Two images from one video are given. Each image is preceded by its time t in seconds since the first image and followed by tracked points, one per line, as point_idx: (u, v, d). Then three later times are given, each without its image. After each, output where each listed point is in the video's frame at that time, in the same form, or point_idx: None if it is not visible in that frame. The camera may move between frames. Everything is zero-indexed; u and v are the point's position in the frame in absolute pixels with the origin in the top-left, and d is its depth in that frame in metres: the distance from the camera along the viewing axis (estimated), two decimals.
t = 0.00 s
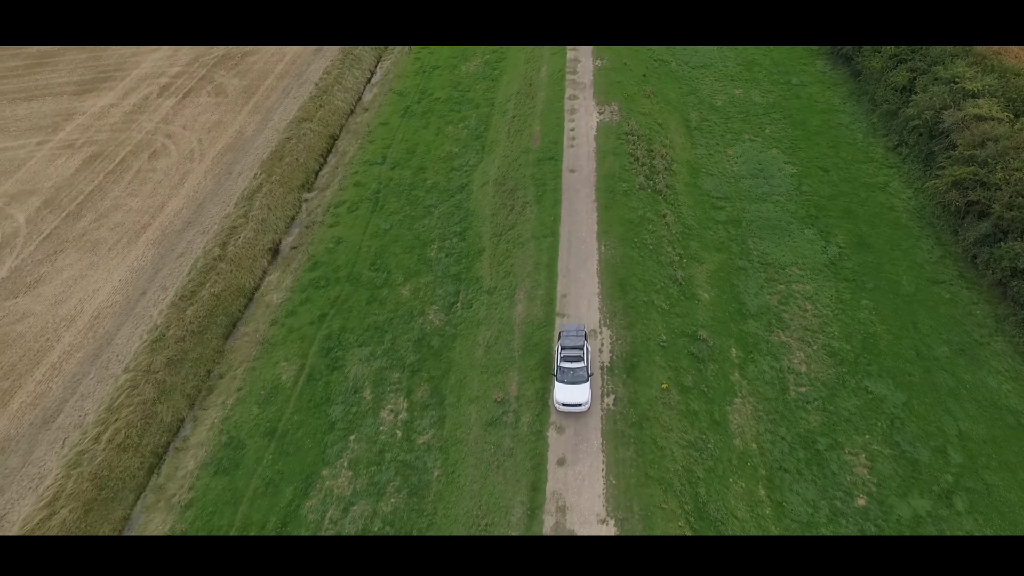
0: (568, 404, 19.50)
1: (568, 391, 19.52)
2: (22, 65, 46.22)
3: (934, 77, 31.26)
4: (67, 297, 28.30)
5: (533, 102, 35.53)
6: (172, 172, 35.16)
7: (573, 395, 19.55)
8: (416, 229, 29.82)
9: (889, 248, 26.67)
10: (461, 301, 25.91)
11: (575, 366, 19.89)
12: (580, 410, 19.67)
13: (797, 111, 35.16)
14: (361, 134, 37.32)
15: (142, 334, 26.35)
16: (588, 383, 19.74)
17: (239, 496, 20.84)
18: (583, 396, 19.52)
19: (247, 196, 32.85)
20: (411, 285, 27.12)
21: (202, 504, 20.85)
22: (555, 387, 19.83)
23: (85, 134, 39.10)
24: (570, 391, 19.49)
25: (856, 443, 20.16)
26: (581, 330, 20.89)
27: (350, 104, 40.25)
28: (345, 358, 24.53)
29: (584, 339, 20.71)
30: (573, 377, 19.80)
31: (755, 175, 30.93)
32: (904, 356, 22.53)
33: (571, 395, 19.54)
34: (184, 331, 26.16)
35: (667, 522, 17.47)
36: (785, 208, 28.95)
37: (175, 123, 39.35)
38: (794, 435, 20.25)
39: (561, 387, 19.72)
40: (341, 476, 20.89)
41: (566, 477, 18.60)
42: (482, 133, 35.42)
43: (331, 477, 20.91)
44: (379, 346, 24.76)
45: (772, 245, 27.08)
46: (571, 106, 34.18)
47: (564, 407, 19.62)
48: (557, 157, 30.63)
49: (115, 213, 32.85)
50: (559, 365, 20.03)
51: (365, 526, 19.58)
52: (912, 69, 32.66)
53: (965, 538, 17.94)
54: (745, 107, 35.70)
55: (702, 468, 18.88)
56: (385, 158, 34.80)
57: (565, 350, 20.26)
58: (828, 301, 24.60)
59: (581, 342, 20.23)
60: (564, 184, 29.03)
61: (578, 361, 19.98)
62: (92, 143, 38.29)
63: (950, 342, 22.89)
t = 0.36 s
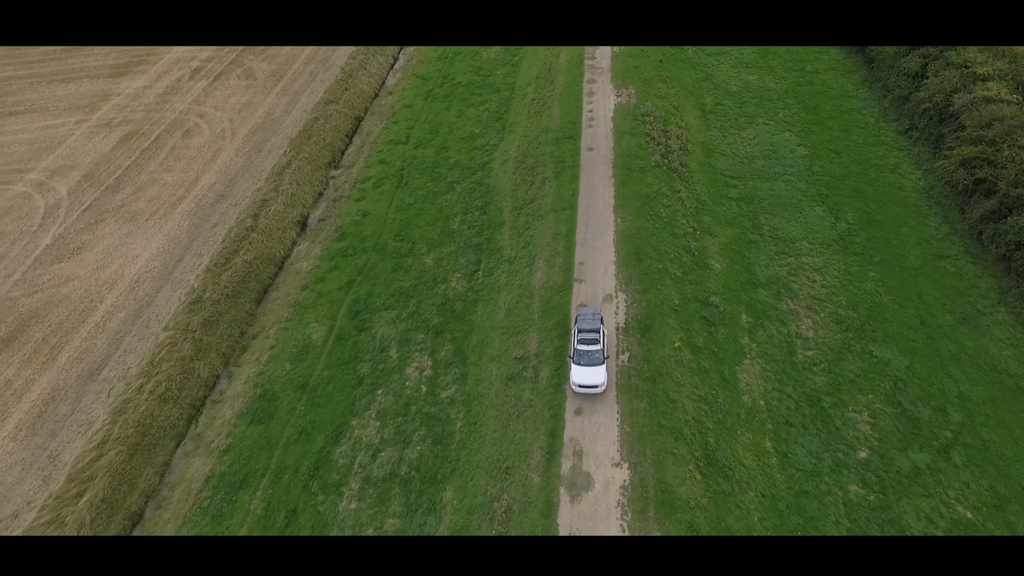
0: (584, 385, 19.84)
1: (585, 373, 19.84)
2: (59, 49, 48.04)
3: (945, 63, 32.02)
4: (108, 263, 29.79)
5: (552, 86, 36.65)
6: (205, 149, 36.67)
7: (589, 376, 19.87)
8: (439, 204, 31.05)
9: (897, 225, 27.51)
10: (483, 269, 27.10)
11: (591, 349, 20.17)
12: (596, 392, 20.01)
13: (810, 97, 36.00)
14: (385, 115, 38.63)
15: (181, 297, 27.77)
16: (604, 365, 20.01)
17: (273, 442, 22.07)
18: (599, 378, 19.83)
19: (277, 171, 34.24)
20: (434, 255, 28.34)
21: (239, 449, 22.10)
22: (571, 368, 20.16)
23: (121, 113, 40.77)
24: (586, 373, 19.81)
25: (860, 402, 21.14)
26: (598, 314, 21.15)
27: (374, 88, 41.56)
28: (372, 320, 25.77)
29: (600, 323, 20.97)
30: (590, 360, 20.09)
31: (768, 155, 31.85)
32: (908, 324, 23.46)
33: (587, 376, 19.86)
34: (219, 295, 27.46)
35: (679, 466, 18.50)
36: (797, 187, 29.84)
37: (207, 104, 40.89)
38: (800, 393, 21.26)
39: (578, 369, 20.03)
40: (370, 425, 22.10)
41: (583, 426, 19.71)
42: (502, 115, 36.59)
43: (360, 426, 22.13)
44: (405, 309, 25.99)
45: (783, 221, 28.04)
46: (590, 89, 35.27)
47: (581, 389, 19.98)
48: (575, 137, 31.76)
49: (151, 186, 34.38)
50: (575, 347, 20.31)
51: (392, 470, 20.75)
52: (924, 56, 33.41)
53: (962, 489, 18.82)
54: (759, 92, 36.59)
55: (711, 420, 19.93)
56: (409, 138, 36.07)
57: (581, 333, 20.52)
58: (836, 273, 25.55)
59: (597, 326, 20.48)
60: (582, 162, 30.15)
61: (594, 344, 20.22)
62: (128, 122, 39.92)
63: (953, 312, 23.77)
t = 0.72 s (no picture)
0: (595, 372, 20.21)
1: (596, 361, 20.24)
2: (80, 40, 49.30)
3: (946, 50, 32.92)
4: (135, 239, 30.96)
5: (562, 73, 37.70)
6: (225, 134, 37.85)
7: (600, 364, 20.27)
8: (453, 184, 32.11)
9: (897, 205, 28.44)
10: (496, 245, 28.14)
11: (601, 337, 20.61)
12: (606, 379, 20.38)
13: (814, 84, 36.93)
14: (400, 102, 39.73)
15: (206, 271, 28.90)
16: (614, 353, 20.47)
17: (298, 404, 23.13)
18: (610, 365, 20.24)
19: (296, 154, 35.36)
20: (449, 232, 29.38)
21: (266, 409, 23.17)
22: (582, 356, 20.56)
23: (143, 100, 41.98)
24: (597, 360, 20.22)
25: (860, 366, 22.13)
26: (609, 304, 21.62)
27: (388, 76, 42.66)
28: (390, 293, 26.84)
29: (611, 313, 21.43)
30: (600, 348, 20.52)
31: (772, 139, 32.82)
32: (906, 296, 24.44)
33: (598, 364, 20.26)
34: (243, 269, 28.53)
35: (686, 422, 19.51)
36: (800, 169, 30.80)
37: (226, 91, 42.07)
38: (802, 358, 22.26)
39: (589, 357, 20.43)
40: (390, 388, 23.17)
41: (595, 386, 20.74)
42: (513, 102, 37.64)
43: (381, 389, 23.19)
44: (422, 282, 27.05)
45: (786, 200, 29.01)
46: (599, 76, 36.31)
47: (591, 376, 20.33)
48: (585, 121, 32.80)
49: (174, 168, 35.55)
50: (587, 335, 20.73)
51: (412, 429, 21.77)
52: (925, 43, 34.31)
53: (955, 445, 19.78)
54: (764, 80, 37.54)
55: (717, 381, 20.95)
56: (423, 124, 37.15)
57: (593, 322, 20.99)
58: (837, 249, 26.52)
59: (609, 315, 20.97)
60: (592, 144, 31.20)
61: (605, 332, 20.69)
62: (150, 108, 41.13)
63: (950, 285, 24.71)
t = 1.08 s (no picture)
0: (603, 361, 20.39)
1: (604, 350, 20.37)
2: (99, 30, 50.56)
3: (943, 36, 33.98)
4: (160, 217, 32.16)
5: (570, 61, 38.84)
6: (244, 119, 39.05)
7: (608, 353, 20.42)
8: (465, 165, 33.25)
9: (894, 183, 29.50)
10: (508, 221, 29.28)
11: (610, 327, 20.72)
12: (615, 367, 20.58)
13: (815, 71, 37.98)
14: (412, 89, 40.91)
15: (229, 246, 30.07)
16: (623, 342, 20.61)
17: (321, 367, 24.26)
18: (618, 354, 20.37)
19: (313, 137, 36.51)
20: (462, 209, 30.52)
21: (290, 372, 24.32)
22: (590, 345, 20.70)
23: (162, 88, 43.22)
24: (605, 350, 20.36)
25: (856, 331, 23.22)
26: (617, 293, 21.64)
27: (400, 64, 43.82)
28: (406, 266, 27.97)
29: (619, 302, 21.48)
30: (609, 337, 20.65)
31: (774, 122, 33.92)
32: (902, 267, 25.52)
33: (606, 353, 20.42)
34: (264, 244, 29.69)
35: (690, 379, 20.62)
36: (801, 150, 31.88)
37: (242, 79, 43.28)
38: (801, 323, 23.37)
39: (597, 346, 20.57)
40: (409, 351, 24.34)
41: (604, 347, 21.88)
42: (523, 88, 38.77)
43: (400, 352, 24.36)
44: (437, 255, 28.20)
45: (788, 179, 30.08)
46: (606, 63, 37.43)
47: (600, 364, 20.52)
48: (593, 104, 33.94)
49: (195, 151, 36.76)
50: (595, 325, 20.82)
51: (430, 389, 22.91)
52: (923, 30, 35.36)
53: (946, 401, 20.85)
54: (767, 67, 38.61)
55: (721, 342, 22.08)
56: (435, 109, 38.31)
57: (601, 311, 21.07)
58: (836, 224, 27.60)
59: (617, 305, 21.00)
60: (600, 126, 32.32)
61: (614, 322, 20.77)
62: (169, 95, 42.36)
63: (944, 258, 25.78)
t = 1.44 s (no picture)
0: (610, 350, 20.75)
1: (611, 339, 20.78)
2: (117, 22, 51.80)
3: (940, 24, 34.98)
4: (182, 197, 33.34)
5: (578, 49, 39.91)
6: (261, 105, 40.23)
7: (615, 342, 20.80)
8: (477, 148, 34.34)
9: (892, 164, 30.51)
10: (519, 199, 30.38)
11: (617, 317, 21.18)
12: (622, 357, 20.90)
13: (816, 58, 38.97)
14: (424, 77, 42.02)
15: (250, 223, 31.22)
16: (630, 332, 21.00)
17: (341, 335, 25.38)
18: (625, 343, 20.75)
19: (328, 122, 37.64)
20: (474, 189, 31.60)
21: (311, 339, 25.44)
22: (598, 335, 21.14)
23: (181, 76, 44.42)
24: (612, 338, 20.76)
25: (854, 300, 24.25)
26: (625, 285, 22.20)
27: (412, 53, 44.91)
28: (421, 241, 29.07)
29: (627, 293, 22.00)
30: (616, 327, 21.07)
31: (776, 107, 34.94)
32: (898, 242, 26.54)
33: (613, 342, 20.80)
34: (284, 222, 30.81)
35: (695, 341, 21.69)
36: (803, 133, 32.85)
37: (258, 68, 44.45)
38: (800, 293, 24.41)
39: (604, 336, 20.98)
40: (425, 319, 25.47)
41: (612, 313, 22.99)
42: (531, 75, 39.83)
43: (417, 321, 25.47)
44: (450, 231, 29.29)
45: (789, 160, 31.10)
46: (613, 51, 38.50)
47: (607, 354, 20.88)
48: (601, 90, 35.03)
49: (214, 135, 37.95)
50: (603, 315, 21.32)
51: (446, 353, 24.02)
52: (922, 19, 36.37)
53: (938, 364, 21.89)
54: (769, 55, 39.62)
55: (723, 309, 23.16)
56: (446, 95, 39.43)
57: (609, 302, 21.61)
58: (835, 202, 28.61)
59: (624, 295, 21.58)
60: (607, 110, 33.39)
61: (621, 312, 21.28)
62: (187, 83, 43.56)
63: (939, 233, 26.81)
